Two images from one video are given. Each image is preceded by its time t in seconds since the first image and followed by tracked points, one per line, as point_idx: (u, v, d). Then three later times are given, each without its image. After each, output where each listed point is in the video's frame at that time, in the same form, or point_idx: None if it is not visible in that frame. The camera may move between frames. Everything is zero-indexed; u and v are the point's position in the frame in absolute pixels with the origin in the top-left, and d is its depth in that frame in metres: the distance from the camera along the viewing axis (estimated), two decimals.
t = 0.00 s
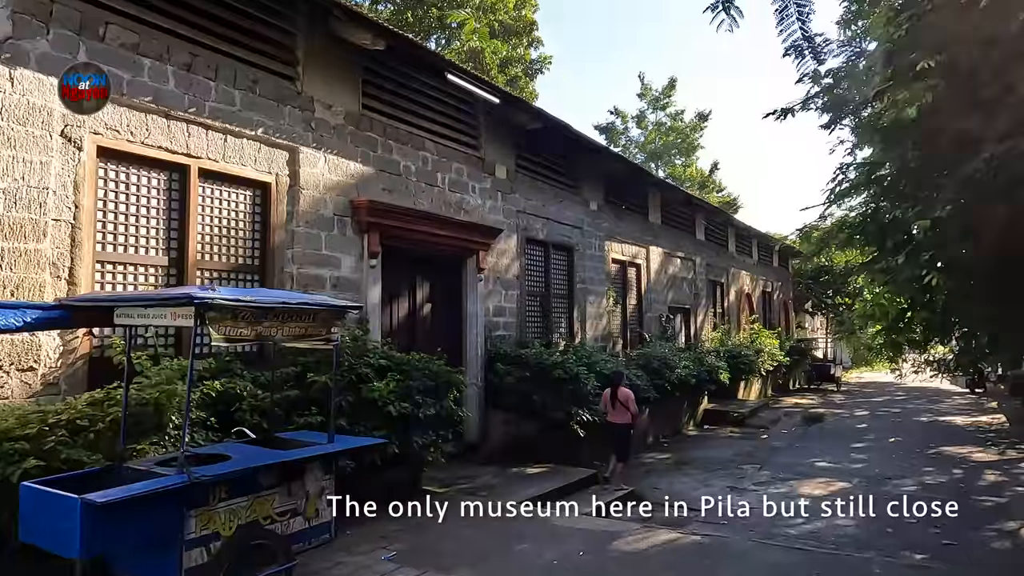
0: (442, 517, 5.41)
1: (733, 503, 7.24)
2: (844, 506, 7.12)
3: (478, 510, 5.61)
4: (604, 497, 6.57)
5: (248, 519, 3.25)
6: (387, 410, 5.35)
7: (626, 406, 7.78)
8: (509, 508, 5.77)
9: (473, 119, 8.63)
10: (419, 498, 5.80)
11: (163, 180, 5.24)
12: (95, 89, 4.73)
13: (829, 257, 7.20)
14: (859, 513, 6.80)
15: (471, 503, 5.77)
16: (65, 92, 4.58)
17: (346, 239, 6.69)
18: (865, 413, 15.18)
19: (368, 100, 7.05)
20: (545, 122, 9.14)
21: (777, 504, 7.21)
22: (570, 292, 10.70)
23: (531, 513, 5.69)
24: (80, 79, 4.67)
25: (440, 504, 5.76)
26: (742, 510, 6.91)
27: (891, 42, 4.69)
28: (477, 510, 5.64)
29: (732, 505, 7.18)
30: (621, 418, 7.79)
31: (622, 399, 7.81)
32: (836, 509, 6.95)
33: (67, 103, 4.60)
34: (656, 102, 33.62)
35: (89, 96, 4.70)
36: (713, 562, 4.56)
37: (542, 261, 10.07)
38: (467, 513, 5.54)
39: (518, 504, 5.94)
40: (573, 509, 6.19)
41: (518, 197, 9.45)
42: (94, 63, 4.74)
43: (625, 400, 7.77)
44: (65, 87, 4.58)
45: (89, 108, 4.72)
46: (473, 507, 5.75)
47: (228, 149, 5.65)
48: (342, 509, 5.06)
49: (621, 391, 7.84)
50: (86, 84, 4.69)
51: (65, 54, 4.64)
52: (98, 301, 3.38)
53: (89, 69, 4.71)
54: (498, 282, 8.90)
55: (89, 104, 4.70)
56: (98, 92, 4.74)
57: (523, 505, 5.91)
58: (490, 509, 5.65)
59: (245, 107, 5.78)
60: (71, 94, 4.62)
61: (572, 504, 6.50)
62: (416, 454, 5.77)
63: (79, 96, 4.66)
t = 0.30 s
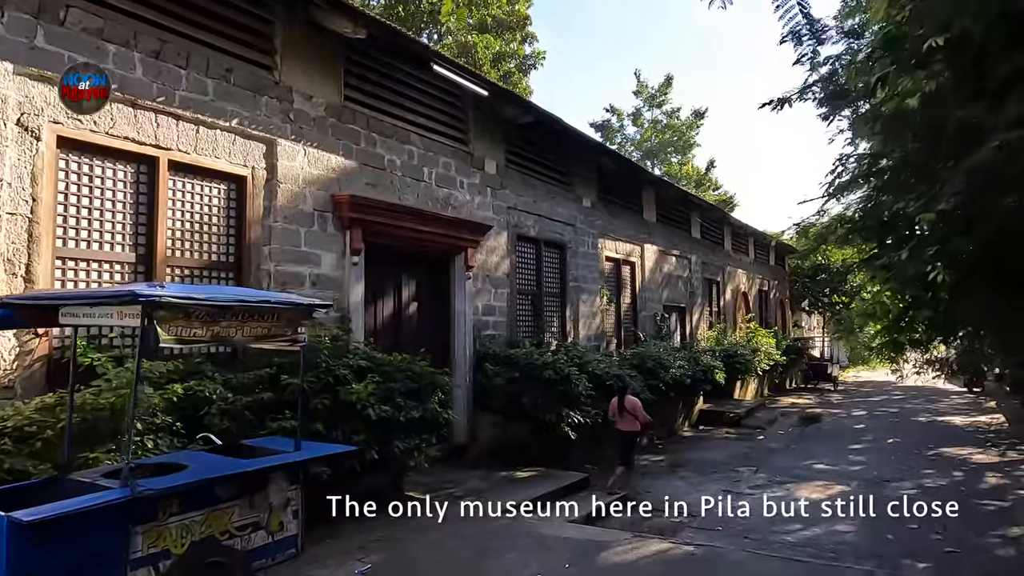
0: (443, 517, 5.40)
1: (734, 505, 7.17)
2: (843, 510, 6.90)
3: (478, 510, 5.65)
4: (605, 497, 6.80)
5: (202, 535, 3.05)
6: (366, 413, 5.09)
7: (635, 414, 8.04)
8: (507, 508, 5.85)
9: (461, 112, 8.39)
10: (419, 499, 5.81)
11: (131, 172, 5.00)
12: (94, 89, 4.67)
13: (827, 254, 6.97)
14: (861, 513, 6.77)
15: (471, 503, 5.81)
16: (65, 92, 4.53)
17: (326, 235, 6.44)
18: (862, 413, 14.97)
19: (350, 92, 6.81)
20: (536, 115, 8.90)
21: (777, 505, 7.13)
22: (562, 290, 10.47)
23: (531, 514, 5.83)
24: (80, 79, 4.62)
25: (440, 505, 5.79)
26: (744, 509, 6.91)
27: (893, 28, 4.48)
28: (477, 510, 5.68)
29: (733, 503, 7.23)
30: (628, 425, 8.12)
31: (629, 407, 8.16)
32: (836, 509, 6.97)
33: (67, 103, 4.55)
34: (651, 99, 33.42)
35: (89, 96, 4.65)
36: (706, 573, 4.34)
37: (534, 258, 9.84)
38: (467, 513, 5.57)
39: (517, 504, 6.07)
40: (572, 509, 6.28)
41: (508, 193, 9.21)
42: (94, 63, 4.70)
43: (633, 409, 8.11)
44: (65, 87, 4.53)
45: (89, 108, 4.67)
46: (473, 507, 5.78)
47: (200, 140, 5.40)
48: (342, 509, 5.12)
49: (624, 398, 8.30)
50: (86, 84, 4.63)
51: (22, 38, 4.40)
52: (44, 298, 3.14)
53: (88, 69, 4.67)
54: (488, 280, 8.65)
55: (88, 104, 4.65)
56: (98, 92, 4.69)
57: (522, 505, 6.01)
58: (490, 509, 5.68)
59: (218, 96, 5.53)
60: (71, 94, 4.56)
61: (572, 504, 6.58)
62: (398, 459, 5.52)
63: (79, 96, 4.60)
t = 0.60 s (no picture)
0: (442, 516, 5.37)
1: (735, 505, 7.13)
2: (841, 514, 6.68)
3: (479, 510, 5.72)
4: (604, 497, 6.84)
5: (150, 549, 2.89)
6: (344, 415, 4.86)
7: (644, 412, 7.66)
8: (508, 506, 5.93)
9: (450, 105, 8.17)
10: (418, 499, 5.83)
11: (96, 162, 4.78)
12: (95, 89, 4.67)
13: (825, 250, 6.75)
14: (861, 513, 6.69)
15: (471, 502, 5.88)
16: (66, 92, 4.52)
17: (307, 231, 6.21)
18: (861, 413, 14.77)
19: (332, 82, 6.59)
20: (527, 108, 8.70)
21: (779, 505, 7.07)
22: (555, 288, 10.25)
23: (531, 514, 5.96)
24: (80, 79, 4.61)
25: (440, 504, 5.81)
26: (745, 509, 6.90)
27: (894, 11, 4.28)
28: (477, 510, 5.74)
29: (735, 503, 7.15)
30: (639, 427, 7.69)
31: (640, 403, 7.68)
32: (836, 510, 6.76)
33: (66, 103, 4.54)
34: (649, 97, 33.23)
35: (89, 96, 4.63)
36: None
37: (526, 256, 9.62)
38: (467, 513, 5.58)
39: (517, 503, 6.14)
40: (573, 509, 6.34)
41: (499, 188, 8.99)
42: (94, 64, 4.68)
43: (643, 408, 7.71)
44: (65, 87, 4.52)
45: (89, 108, 4.65)
46: (474, 506, 5.85)
47: (171, 130, 5.17)
48: (342, 509, 5.12)
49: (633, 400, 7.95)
50: (86, 84, 4.62)
51: None
52: None
53: (89, 69, 4.65)
54: (477, 277, 8.43)
55: (89, 104, 4.64)
56: (98, 91, 4.68)
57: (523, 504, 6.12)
58: (489, 509, 5.77)
59: (191, 85, 5.30)
60: (71, 94, 4.55)
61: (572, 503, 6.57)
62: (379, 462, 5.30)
63: (79, 96, 4.59)
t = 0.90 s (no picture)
0: (442, 516, 5.44)
1: (735, 504, 7.12)
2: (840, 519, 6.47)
3: (478, 510, 5.71)
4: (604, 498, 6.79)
5: (85, 563, 2.65)
6: (319, 416, 4.66)
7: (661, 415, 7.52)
8: (508, 507, 5.93)
9: (439, 97, 7.96)
10: (417, 498, 5.91)
11: (60, 151, 4.58)
12: (96, 90, 4.67)
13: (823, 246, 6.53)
14: (862, 513, 6.66)
15: (471, 503, 5.87)
16: (66, 93, 4.53)
17: (286, 225, 6.01)
18: (863, 414, 14.53)
19: (314, 73, 6.38)
20: (518, 101, 8.50)
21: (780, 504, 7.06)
22: (549, 286, 10.03)
23: (531, 514, 6.01)
24: (80, 79, 4.60)
25: (440, 504, 5.82)
26: (745, 509, 6.85)
27: None
28: (477, 510, 5.73)
29: (733, 503, 7.12)
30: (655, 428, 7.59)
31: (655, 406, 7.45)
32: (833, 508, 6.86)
33: (66, 104, 4.54)
34: (649, 95, 33.01)
35: (90, 97, 4.63)
36: None
37: (518, 253, 9.42)
38: (467, 513, 5.62)
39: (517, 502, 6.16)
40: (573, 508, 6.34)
41: (490, 184, 8.79)
42: (95, 64, 4.67)
43: (660, 408, 7.60)
44: (66, 87, 4.52)
45: (89, 108, 4.65)
46: (474, 506, 5.84)
47: (141, 120, 4.97)
48: (342, 508, 5.05)
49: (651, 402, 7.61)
50: (86, 84, 4.62)
51: None
52: None
53: (89, 69, 4.64)
54: (467, 275, 8.22)
55: (90, 105, 4.64)
56: (98, 92, 4.68)
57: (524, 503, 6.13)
58: (489, 509, 5.75)
59: (163, 72, 5.11)
60: (71, 94, 4.55)
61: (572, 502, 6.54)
62: (356, 466, 5.10)
63: (79, 96, 4.59)
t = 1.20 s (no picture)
0: (442, 516, 5.51)
1: (735, 505, 7.04)
2: (842, 524, 6.26)
3: (478, 510, 5.69)
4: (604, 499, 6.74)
5: None
6: (298, 419, 4.47)
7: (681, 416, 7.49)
8: (508, 507, 5.90)
9: (432, 91, 7.78)
10: (405, 503, 5.71)
11: (30, 143, 4.41)
12: (95, 89, 4.59)
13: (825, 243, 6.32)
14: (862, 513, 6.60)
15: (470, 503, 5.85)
16: (66, 92, 4.47)
17: (270, 221, 5.83)
18: (868, 415, 14.28)
19: (301, 64, 6.20)
20: (514, 95, 8.31)
21: (779, 505, 6.97)
22: (546, 285, 9.83)
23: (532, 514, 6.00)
24: (80, 79, 4.54)
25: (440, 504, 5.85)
26: (745, 509, 6.78)
27: None
28: (477, 510, 5.71)
29: (733, 504, 7.02)
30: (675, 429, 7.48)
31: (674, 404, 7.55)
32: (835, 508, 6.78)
33: (66, 104, 4.49)
34: (653, 93, 32.77)
35: (89, 96, 4.57)
36: None
37: (515, 251, 9.23)
38: (467, 512, 5.63)
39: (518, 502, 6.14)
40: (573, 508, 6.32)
41: (485, 179, 8.60)
42: (94, 63, 4.61)
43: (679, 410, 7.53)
44: (65, 87, 4.46)
45: (89, 108, 4.59)
46: (473, 506, 5.82)
47: (117, 111, 4.80)
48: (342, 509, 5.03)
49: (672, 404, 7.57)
50: (86, 84, 4.55)
51: None
52: None
53: (89, 69, 4.58)
54: (461, 273, 8.03)
55: (89, 104, 4.57)
56: (98, 92, 4.61)
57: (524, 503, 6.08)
58: (489, 509, 5.75)
59: (139, 62, 4.94)
60: (70, 94, 4.49)
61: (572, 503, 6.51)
62: (339, 470, 4.91)
63: (79, 96, 4.53)
